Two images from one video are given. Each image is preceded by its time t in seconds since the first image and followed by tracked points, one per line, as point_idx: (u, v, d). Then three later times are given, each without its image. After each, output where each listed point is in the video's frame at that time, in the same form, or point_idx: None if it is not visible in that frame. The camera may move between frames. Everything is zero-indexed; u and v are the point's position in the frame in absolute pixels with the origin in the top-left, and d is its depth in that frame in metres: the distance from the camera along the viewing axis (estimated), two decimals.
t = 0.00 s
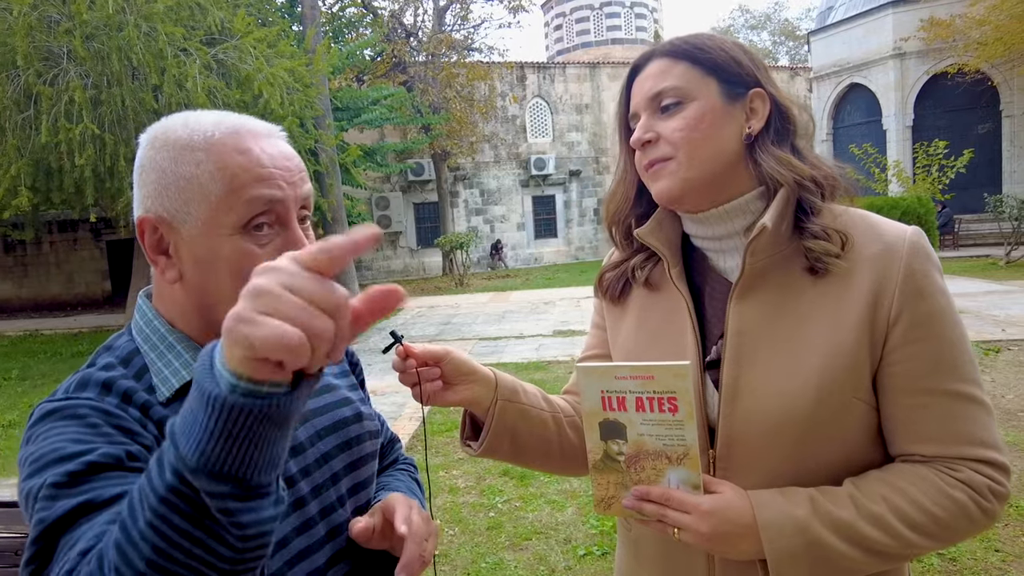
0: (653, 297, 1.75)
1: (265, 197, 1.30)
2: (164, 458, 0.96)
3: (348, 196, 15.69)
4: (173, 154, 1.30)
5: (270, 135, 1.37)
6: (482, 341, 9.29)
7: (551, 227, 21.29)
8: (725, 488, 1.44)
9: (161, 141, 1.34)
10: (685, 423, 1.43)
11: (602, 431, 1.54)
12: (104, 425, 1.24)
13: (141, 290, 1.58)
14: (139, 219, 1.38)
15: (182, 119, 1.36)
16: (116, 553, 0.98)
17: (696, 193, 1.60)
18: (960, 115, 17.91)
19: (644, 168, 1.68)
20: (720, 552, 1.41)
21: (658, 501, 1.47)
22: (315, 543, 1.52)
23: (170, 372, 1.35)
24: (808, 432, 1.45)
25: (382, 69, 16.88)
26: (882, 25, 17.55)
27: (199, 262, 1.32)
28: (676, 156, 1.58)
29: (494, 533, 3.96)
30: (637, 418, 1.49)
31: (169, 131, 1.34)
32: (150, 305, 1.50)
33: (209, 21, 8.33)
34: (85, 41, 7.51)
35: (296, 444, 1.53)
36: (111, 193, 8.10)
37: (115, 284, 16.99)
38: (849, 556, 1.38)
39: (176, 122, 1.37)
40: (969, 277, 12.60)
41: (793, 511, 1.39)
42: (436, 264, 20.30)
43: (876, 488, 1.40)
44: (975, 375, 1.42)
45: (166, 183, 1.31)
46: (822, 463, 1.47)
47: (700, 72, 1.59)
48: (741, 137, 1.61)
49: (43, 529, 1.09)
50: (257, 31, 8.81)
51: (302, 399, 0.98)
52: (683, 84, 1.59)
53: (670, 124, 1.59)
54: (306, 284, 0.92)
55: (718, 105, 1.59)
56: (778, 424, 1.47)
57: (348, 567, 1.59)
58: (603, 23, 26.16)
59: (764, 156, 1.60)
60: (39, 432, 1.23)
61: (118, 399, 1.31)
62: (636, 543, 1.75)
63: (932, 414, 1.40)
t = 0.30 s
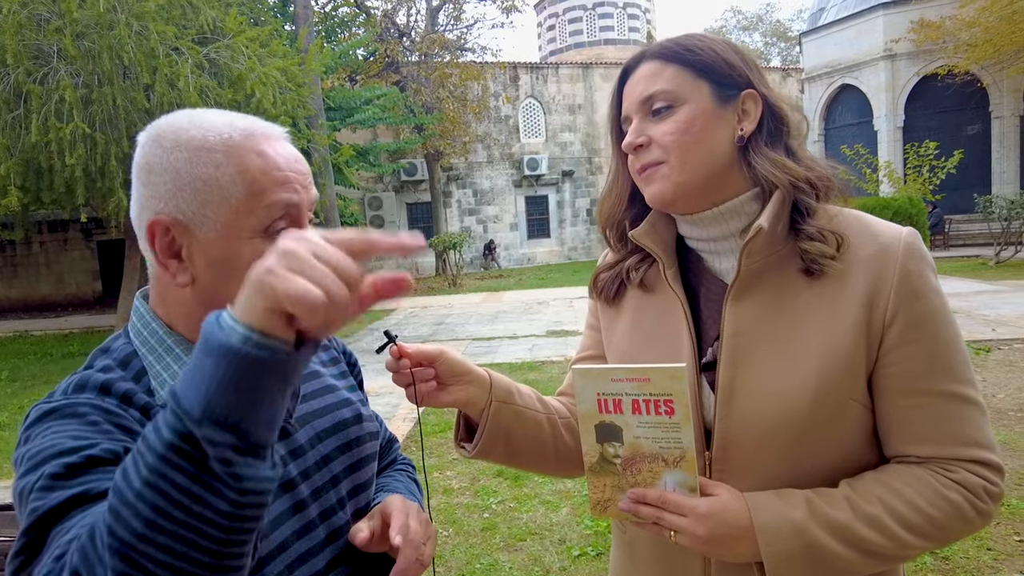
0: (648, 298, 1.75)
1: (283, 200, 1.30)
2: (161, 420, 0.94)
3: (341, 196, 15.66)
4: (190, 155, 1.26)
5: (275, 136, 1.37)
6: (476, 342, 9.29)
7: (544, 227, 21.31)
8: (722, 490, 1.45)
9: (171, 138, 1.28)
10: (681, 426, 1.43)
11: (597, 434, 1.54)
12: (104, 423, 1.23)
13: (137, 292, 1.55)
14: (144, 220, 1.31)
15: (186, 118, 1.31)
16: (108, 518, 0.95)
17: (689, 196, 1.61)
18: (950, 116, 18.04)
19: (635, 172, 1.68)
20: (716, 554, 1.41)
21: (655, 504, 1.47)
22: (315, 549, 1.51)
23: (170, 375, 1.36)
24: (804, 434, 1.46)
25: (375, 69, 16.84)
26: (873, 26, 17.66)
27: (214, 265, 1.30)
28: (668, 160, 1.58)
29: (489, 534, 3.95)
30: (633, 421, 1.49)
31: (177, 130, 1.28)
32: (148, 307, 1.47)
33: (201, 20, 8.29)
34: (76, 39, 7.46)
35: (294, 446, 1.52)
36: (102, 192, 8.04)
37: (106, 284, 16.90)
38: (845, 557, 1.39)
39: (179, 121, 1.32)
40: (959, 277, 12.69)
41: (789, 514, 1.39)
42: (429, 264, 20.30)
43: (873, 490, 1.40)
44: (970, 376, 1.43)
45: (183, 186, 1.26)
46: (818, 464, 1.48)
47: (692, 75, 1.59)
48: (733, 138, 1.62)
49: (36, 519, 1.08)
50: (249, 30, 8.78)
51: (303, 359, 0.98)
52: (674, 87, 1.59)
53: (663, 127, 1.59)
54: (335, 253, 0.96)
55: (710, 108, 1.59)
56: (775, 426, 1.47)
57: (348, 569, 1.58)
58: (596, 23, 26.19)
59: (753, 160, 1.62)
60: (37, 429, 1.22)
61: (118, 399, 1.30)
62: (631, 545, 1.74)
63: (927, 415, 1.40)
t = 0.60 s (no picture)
0: (645, 299, 1.75)
1: (308, 205, 1.32)
2: (187, 428, 0.91)
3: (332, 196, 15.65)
4: (217, 161, 1.25)
5: (290, 140, 1.37)
6: (469, 342, 9.28)
7: (536, 227, 21.31)
8: (718, 492, 1.45)
9: (195, 145, 1.28)
10: (677, 428, 1.43)
11: (592, 435, 1.54)
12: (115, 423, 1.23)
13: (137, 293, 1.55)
14: (169, 227, 1.30)
15: (206, 124, 1.30)
16: (126, 528, 0.92)
17: (687, 206, 1.62)
18: (940, 118, 18.18)
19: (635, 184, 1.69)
20: (712, 557, 1.42)
21: (650, 505, 1.47)
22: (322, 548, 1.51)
23: (174, 379, 1.36)
24: (800, 436, 1.47)
25: (367, 68, 16.80)
26: (864, 28, 17.78)
27: (246, 270, 1.31)
28: (667, 172, 1.59)
29: (482, 535, 3.95)
30: (629, 422, 1.49)
31: (201, 135, 1.28)
32: (148, 309, 1.46)
33: (192, 19, 8.23)
34: (66, 38, 7.40)
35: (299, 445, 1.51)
36: (92, 192, 7.98)
37: (95, 284, 16.79)
38: (840, 560, 1.39)
39: (199, 126, 1.30)
40: (949, 277, 12.78)
41: (785, 517, 1.39)
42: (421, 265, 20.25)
43: (869, 493, 1.41)
44: (966, 379, 1.44)
45: (213, 191, 1.25)
46: (814, 466, 1.48)
47: (682, 83, 1.59)
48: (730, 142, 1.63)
49: (51, 514, 1.05)
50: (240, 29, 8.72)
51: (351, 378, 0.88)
52: (666, 97, 1.59)
53: (659, 140, 1.59)
54: (381, 264, 0.81)
55: (704, 116, 1.59)
56: (771, 428, 1.48)
57: (355, 568, 1.57)
58: (588, 23, 26.24)
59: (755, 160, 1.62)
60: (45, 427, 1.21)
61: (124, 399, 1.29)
62: (625, 546, 1.74)
63: (923, 418, 1.41)
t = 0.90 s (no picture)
0: (643, 300, 1.67)
1: (289, 185, 1.36)
2: (188, 537, 1.03)
3: (322, 196, 15.53)
4: (196, 144, 1.27)
5: (263, 124, 1.41)
6: (461, 343, 9.19)
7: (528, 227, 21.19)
8: (720, 497, 1.37)
9: (171, 130, 1.28)
10: (678, 432, 1.35)
11: (592, 439, 1.45)
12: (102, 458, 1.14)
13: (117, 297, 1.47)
14: (148, 216, 1.28)
15: (179, 112, 1.31)
16: None
17: (686, 209, 1.55)
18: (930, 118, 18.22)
19: (631, 191, 1.61)
20: (716, 564, 1.34)
21: (649, 512, 1.38)
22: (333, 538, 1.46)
23: (167, 380, 1.29)
24: (802, 442, 1.39)
25: (357, 66, 16.69)
26: (855, 28, 17.83)
27: (233, 253, 1.30)
28: (667, 176, 1.52)
29: (474, 539, 3.86)
30: (628, 427, 1.40)
31: (177, 121, 1.29)
32: (131, 309, 1.40)
33: (180, 16, 8.12)
34: (50, 34, 7.26)
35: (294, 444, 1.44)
36: (77, 190, 7.86)
37: (81, 284, 16.58)
38: (840, 566, 1.32)
39: (174, 113, 1.31)
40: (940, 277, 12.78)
41: (787, 522, 1.32)
42: (412, 265, 20.09)
43: (871, 497, 1.34)
44: (970, 380, 1.37)
45: (194, 175, 1.27)
46: (815, 472, 1.41)
47: (671, 85, 1.52)
48: (726, 141, 1.56)
49: None
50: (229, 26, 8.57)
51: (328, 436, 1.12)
52: (658, 100, 1.52)
53: (654, 145, 1.52)
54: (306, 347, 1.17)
55: (698, 116, 1.53)
56: (771, 433, 1.40)
57: (356, 567, 1.49)
58: (580, 22, 26.19)
59: (757, 155, 1.53)
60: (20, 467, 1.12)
61: (111, 418, 1.20)
62: (624, 554, 1.64)
63: (927, 421, 1.34)
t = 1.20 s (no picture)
0: (642, 300, 1.67)
1: (257, 190, 1.38)
2: None
3: (311, 196, 15.47)
4: (161, 143, 1.27)
5: (230, 126, 1.42)
6: (451, 344, 9.17)
7: (518, 227, 21.14)
8: (723, 501, 1.38)
9: (132, 128, 1.27)
10: (681, 435, 1.35)
11: (593, 443, 1.45)
12: (39, 527, 1.10)
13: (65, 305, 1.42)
14: (106, 219, 1.26)
15: (142, 108, 1.30)
16: None
17: (671, 191, 1.55)
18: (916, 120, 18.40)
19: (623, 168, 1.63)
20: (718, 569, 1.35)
21: (652, 515, 1.39)
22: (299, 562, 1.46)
23: (120, 401, 1.26)
24: (804, 444, 1.40)
25: (346, 66, 16.65)
26: (843, 30, 17.98)
27: (196, 261, 1.29)
28: (653, 152, 1.54)
29: (466, 541, 3.85)
30: (631, 430, 1.40)
31: (139, 119, 1.28)
32: (78, 320, 1.35)
33: (168, 14, 8.04)
34: (35, 31, 7.16)
35: (254, 467, 1.40)
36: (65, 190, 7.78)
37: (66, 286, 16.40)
38: (847, 568, 1.33)
39: (135, 109, 1.30)
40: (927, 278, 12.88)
41: (792, 524, 1.33)
42: (401, 265, 20.02)
43: (875, 498, 1.34)
44: (972, 381, 1.37)
45: (157, 176, 1.26)
46: (819, 473, 1.41)
47: (679, 67, 1.55)
48: (721, 130, 1.55)
49: None
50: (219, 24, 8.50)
51: None
52: (661, 81, 1.55)
53: (651, 122, 1.54)
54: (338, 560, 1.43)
55: (697, 102, 1.54)
56: (774, 435, 1.41)
57: None
58: (570, 23, 26.24)
59: (753, 149, 1.53)
60: None
61: (56, 466, 1.15)
62: (624, 557, 1.64)
63: (930, 421, 1.35)
